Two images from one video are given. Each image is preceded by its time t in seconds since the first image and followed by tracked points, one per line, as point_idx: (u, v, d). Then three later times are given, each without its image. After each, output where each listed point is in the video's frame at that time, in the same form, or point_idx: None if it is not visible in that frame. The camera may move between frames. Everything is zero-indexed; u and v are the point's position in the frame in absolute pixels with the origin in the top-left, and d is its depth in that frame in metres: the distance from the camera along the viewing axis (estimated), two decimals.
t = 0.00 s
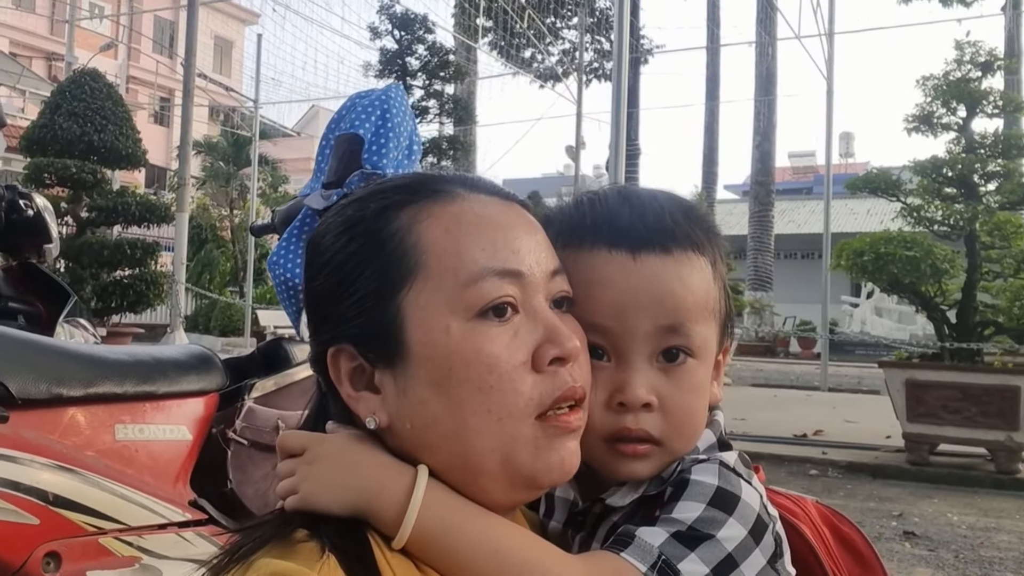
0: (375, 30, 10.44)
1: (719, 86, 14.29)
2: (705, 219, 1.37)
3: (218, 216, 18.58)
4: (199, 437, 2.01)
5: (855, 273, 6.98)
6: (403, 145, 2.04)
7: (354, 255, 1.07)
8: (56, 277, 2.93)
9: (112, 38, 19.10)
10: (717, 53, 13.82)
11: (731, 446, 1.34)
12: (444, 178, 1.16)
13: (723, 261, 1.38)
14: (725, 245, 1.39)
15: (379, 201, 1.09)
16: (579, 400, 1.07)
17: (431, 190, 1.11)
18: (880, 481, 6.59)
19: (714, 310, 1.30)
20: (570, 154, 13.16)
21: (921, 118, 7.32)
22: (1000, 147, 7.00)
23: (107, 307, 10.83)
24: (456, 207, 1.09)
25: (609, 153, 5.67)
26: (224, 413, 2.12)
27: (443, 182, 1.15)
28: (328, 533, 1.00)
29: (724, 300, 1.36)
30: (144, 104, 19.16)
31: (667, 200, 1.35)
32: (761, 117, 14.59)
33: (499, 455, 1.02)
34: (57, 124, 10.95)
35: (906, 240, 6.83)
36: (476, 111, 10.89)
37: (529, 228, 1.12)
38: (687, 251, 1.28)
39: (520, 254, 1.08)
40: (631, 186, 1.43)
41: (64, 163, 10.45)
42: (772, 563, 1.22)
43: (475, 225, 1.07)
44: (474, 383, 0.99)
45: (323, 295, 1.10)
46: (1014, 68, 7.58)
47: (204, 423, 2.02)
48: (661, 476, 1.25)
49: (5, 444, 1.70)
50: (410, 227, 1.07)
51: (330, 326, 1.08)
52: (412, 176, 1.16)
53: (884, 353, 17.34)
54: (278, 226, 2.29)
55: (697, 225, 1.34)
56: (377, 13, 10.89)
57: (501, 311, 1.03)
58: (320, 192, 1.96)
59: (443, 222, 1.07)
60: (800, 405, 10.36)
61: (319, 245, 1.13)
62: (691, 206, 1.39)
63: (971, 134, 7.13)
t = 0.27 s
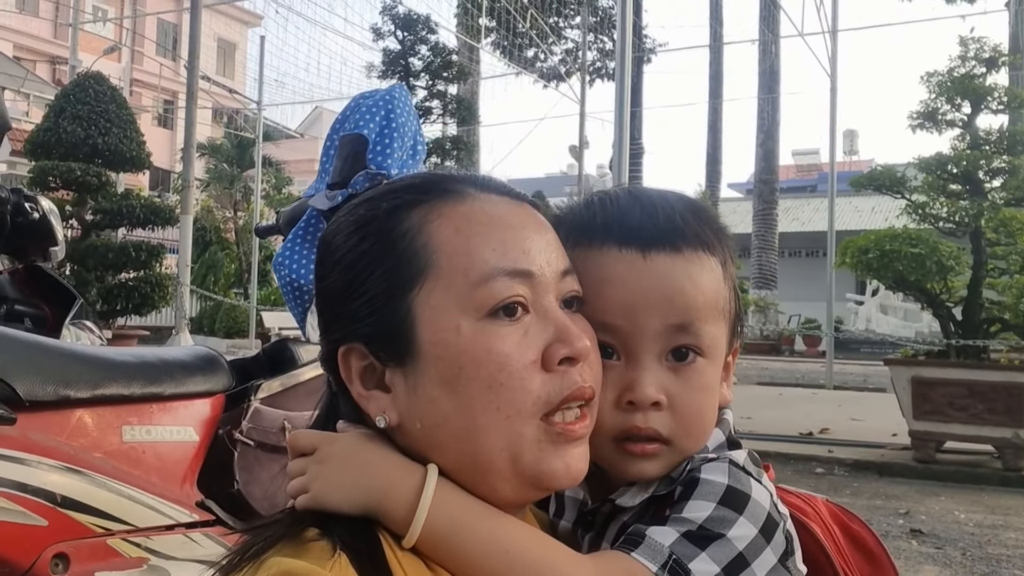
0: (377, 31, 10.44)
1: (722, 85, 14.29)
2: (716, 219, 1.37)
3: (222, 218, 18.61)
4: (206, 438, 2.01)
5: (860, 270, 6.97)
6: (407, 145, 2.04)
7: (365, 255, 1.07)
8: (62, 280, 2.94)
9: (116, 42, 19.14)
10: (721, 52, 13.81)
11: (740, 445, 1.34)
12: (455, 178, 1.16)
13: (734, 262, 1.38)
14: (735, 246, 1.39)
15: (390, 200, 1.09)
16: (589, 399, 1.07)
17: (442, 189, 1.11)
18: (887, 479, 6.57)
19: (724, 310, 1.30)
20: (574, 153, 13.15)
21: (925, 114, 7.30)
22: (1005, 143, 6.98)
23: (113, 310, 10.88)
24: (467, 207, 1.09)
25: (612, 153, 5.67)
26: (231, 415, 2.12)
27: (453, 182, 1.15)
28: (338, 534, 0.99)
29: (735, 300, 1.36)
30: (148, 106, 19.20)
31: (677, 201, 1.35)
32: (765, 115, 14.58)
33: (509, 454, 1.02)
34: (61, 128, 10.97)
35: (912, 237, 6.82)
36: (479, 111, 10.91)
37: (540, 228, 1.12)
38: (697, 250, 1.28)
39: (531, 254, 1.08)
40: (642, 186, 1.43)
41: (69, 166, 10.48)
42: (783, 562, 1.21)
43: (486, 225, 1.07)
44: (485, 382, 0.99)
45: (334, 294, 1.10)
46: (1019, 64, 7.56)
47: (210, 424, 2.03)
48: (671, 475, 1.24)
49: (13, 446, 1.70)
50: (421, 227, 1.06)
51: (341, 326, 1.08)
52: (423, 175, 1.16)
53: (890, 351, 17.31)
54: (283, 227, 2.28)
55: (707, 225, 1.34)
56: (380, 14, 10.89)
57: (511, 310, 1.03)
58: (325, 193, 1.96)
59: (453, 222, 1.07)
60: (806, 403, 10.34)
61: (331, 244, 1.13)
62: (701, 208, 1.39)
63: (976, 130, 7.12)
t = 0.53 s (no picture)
0: (378, 33, 10.45)
1: (724, 84, 14.29)
2: (715, 218, 1.37)
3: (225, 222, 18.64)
4: (209, 439, 2.02)
5: (863, 268, 6.96)
6: (407, 145, 2.04)
7: (367, 253, 1.07)
8: (65, 283, 2.94)
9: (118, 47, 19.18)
10: (721, 51, 13.81)
11: (741, 442, 1.34)
12: (456, 176, 1.16)
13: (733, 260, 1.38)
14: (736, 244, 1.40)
15: (393, 199, 1.09)
16: (591, 395, 1.07)
17: (444, 188, 1.12)
18: (892, 477, 6.56)
19: (724, 306, 1.30)
20: (576, 153, 13.16)
21: (927, 112, 7.30)
22: (1007, 140, 6.97)
23: (117, 315, 10.82)
24: (468, 205, 1.09)
25: (613, 152, 5.67)
26: (233, 416, 2.12)
27: (455, 181, 1.15)
28: (341, 532, 1.00)
29: (734, 297, 1.36)
30: (151, 111, 19.24)
31: (677, 198, 1.35)
32: (766, 114, 14.58)
33: (511, 450, 1.02)
34: (64, 133, 11.00)
35: (915, 235, 6.80)
36: (481, 113, 10.92)
37: (542, 225, 1.12)
38: (696, 247, 1.29)
39: (533, 251, 1.08)
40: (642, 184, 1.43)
41: (72, 171, 10.52)
42: (784, 558, 1.21)
43: (489, 222, 1.07)
44: (487, 378, 1.00)
45: (337, 291, 1.10)
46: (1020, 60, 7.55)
47: (213, 426, 2.03)
48: (671, 472, 1.24)
49: (16, 449, 1.71)
50: (423, 225, 1.07)
51: (343, 323, 1.09)
52: (425, 173, 1.16)
53: (894, 349, 17.28)
54: (284, 228, 2.29)
55: (707, 223, 1.34)
56: (380, 16, 10.90)
57: (513, 307, 1.04)
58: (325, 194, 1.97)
59: (456, 220, 1.07)
60: (810, 402, 10.33)
61: (333, 242, 1.13)
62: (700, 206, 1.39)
63: (978, 127, 7.11)
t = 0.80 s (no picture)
0: (379, 35, 10.45)
1: (724, 84, 14.28)
2: (716, 216, 1.38)
3: (226, 225, 18.66)
4: (213, 441, 2.02)
5: (865, 267, 6.96)
6: (409, 147, 2.05)
7: (374, 251, 1.07)
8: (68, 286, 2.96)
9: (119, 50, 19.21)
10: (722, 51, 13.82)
11: (747, 440, 1.34)
12: (461, 175, 1.16)
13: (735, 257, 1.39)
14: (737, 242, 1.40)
15: (398, 198, 1.10)
16: (599, 391, 1.07)
17: (449, 187, 1.12)
18: (895, 477, 6.56)
19: (727, 301, 1.31)
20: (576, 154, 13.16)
21: (928, 110, 7.30)
22: (1008, 138, 6.97)
23: (119, 318, 10.84)
24: (474, 202, 1.10)
25: (614, 153, 5.67)
26: (237, 418, 2.12)
27: (460, 179, 1.16)
28: (350, 530, 1.00)
29: (737, 293, 1.36)
30: (151, 115, 19.26)
31: (678, 196, 1.36)
32: (767, 114, 14.57)
33: (520, 446, 1.02)
34: (65, 137, 11.01)
35: (916, 234, 6.80)
36: (481, 114, 10.92)
37: (547, 222, 1.12)
38: (698, 243, 1.29)
39: (539, 247, 1.08)
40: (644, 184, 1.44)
41: (73, 175, 10.54)
42: (792, 555, 1.22)
43: (495, 218, 1.08)
44: (495, 374, 1.00)
45: (343, 291, 1.10)
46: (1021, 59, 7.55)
47: (217, 427, 2.03)
48: (678, 470, 1.24)
49: (22, 451, 1.72)
50: (430, 222, 1.07)
51: (350, 322, 1.09)
52: (430, 173, 1.16)
53: (897, 349, 17.27)
54: (286, 231, 2.29)
55: (708, 220, 1.35)
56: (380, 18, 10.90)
57: (520, 302, 1.04)
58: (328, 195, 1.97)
59: (462, 217, 1.07)
60: (812, 402, 10.33)
61: (338, 243, 1.13)
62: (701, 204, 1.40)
63: (979, 125, 7.11)
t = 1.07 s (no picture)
0: (380, 39, 10.47)
1: (724, 87, 14.30)
2: (721, 217, 1.38)
3: (227, 228, 18.68)
4: (219, 443, 2.02)
5: (866, 270, 6.96)
6: (415, 148, 2.03)
7: (385, 252, 1.07)
8: (70, 288, 2.96)
9: (119, 53, 19.22)
10: (722, 54, 13.83)
11: (755, 441, 1.34)
12: (470, 178, 1.16)
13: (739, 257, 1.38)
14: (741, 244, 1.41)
15: (409, 199, 1.10)
16: (610, 391, 1.08)
17: (459, 189, 1.12)
18: (897, 479, 6.56)
19: (733, 302, 1.31)
20: (576, 156, 13.18)
21: (928, 112, 7.30)
22: (1008, 140, 6.97)
23: (120, 321, 10.83)
24: (485, 205, 1.10)
25: (615, 155, 5.68)
26: (242, 419, 2.12)
27: (469, 182, 1.16)
28: (362, 530, 1.00)
29: (743, 293, 1.36)
30: (151, 117, 19.27)
31: (684, 198, 1.36)
32: (767, 117, 14.59)
33: (532, 445, 1.02)
34: (66, 140, 11.01)
35: (918, 235, 6.80)
36: (481, 117, 10.93)
37: (557, 224, 1.12)
38: (704, 244, 1.29)
39: (549, 250, 1.08)
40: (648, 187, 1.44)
41: (74, 178, 10.55)
42: (801, 555, 1.21)
43: (504, 221, 1.08)
44: (506, 375, 1.00)
45: (354, 292, 1.10)
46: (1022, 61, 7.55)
47: (223, 429, 2.03)
48: (687, 470, 1.24)
49: (28, 452, 1.72)
50: (441, 225, 1.07)
51: (360, 322, 1.09)
52: (438, 176, 1.16)
53: (897, 351, 17.27)
54: (291, 233, 2.30)
55: (713, 222, 1.35)
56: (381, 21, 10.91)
57: (529, 305, 1.04)
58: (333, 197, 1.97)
59: (472, 220, 1.07)
60: (813, 404, 10.34)
61: (347, 245, 1.14)
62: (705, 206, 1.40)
63: (979, 127, 7.12)
